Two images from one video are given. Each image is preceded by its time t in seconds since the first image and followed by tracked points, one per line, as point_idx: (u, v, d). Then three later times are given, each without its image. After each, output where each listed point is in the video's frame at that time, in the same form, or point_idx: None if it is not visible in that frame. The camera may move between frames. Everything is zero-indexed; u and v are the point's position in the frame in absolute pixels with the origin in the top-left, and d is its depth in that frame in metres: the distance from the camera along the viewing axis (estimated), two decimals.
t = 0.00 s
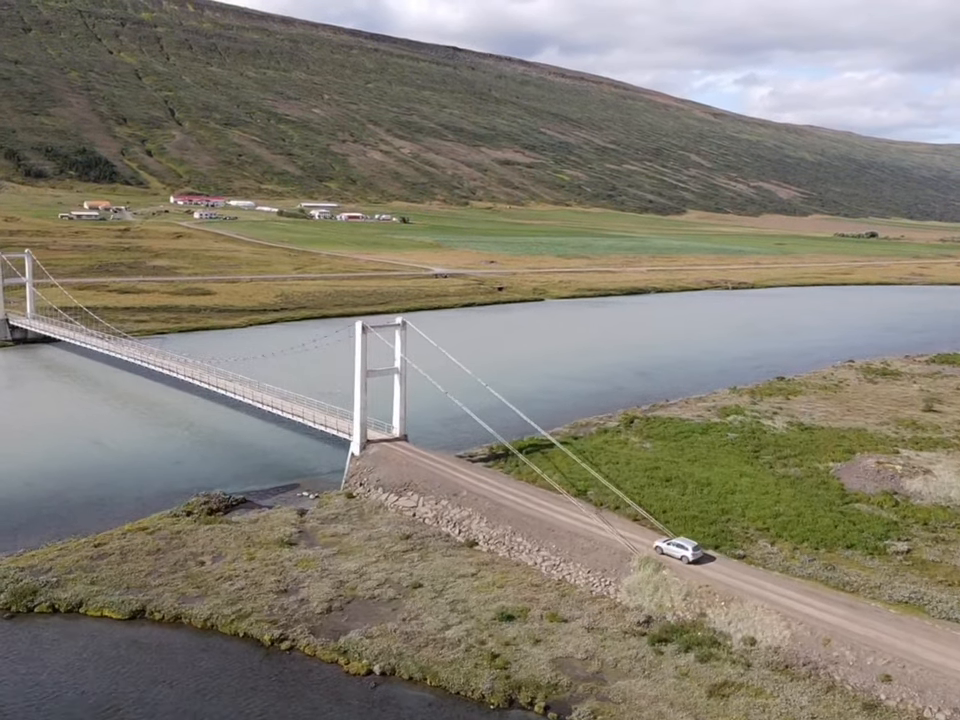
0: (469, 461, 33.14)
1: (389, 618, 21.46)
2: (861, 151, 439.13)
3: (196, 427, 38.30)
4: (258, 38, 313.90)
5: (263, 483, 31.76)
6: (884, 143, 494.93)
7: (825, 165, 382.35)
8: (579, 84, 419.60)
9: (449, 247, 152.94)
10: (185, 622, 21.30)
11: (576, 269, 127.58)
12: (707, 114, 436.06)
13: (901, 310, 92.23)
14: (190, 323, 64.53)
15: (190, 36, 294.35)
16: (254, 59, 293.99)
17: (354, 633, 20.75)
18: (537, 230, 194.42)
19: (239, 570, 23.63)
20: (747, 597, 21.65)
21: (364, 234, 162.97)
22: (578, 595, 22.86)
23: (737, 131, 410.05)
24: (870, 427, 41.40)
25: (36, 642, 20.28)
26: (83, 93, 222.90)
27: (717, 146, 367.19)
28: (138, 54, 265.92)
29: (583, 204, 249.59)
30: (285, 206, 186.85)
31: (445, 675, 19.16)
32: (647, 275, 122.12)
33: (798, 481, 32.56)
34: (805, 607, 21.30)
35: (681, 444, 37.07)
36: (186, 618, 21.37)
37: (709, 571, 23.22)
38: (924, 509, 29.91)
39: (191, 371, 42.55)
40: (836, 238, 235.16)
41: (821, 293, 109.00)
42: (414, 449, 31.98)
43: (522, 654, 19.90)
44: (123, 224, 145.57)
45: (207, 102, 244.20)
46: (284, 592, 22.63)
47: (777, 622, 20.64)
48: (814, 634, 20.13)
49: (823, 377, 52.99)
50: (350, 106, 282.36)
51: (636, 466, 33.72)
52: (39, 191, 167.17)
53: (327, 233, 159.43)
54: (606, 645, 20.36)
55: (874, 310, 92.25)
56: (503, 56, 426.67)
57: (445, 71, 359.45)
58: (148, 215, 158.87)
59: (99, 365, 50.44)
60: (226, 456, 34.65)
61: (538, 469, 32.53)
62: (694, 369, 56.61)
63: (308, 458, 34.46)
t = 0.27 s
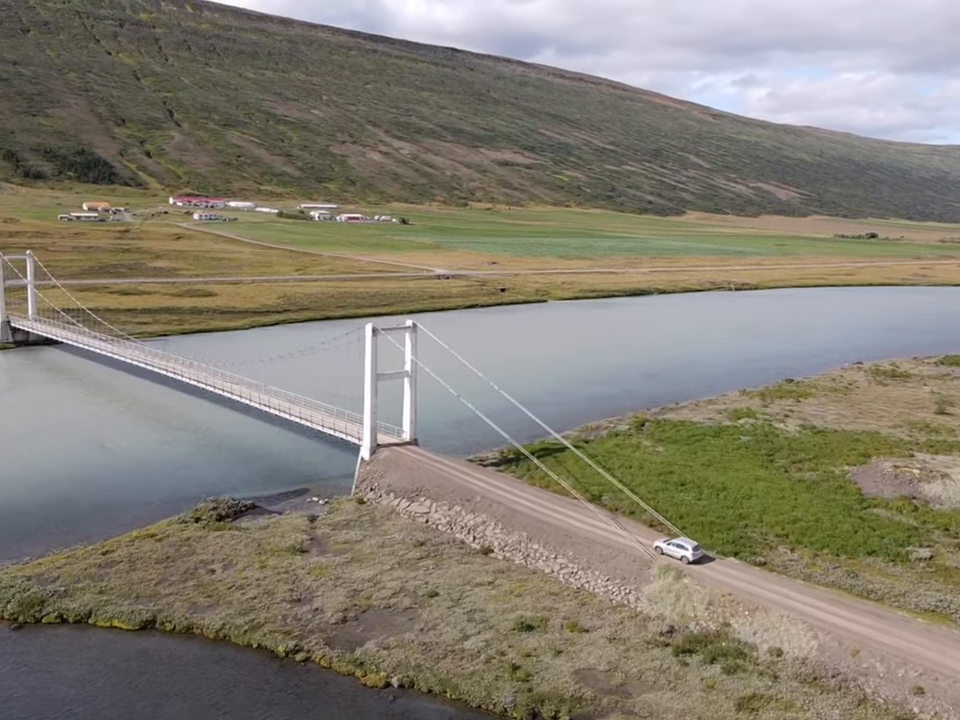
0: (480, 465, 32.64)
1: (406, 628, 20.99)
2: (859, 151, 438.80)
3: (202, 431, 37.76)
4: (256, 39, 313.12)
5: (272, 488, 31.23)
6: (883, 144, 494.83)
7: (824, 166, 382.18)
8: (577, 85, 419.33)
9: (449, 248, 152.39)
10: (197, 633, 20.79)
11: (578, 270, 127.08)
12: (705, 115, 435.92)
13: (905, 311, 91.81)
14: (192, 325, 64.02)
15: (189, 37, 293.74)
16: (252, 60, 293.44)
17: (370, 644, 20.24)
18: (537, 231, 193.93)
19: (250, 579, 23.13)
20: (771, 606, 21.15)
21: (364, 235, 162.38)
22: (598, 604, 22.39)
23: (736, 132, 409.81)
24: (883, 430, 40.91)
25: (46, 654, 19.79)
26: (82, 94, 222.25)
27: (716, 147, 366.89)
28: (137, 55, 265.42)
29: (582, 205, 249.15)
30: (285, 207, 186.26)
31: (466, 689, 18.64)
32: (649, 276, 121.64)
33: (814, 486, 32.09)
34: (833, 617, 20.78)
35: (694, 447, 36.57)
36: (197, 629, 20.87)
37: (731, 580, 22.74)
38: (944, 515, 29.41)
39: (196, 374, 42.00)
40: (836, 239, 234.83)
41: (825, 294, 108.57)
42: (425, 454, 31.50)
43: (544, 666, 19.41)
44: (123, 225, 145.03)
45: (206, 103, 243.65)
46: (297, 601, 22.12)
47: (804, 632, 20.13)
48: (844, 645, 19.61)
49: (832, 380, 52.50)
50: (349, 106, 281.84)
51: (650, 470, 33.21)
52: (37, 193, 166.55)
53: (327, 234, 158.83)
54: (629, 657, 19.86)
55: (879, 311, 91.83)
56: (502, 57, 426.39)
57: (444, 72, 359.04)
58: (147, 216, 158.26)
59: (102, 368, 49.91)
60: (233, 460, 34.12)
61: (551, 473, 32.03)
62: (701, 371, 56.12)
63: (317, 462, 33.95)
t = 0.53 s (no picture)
0: (491, 471, 32.15)
1: (423, 640, 20.47)
2: (857, 153, 438.75)
3: (208, 436, 37.27)
4: (255, 41, 312.63)
5: (281, 494, 30.73)
6: (881, 146, 494.64)
7: (823, 168, 381.92)
8: (576, 87, 419.04)
9: (450, 250, 151.80)
10: (210, 645, 20.27)
11: (580, 272, 126.51)
12: (704, 118, 435.79)
13: (910, 314, 91.35)
14: (194, 328, 63.51)
15: (188, 39, 293.25)
16: (251, 62, 292.93)
17: (388, 657, 19.73)
18: (538, 233, 193.36)
19: (263, 589, 22.62)
20: (797, 618, 20.64)
21: (364, 237, 161.77)
22: (619, 614, 21.89)
23: (735, 134, 409.54)
24: (897, 434, 40.37)
25: (55, 668, 19.25)
26: (81, 96, 221.66)
27: (715, 149, 366.63)
28: (136, 57, 264.89)
29: (582, 207, 248.67)
30: (284, 209, 185.64)
31: (487, 704, 18.13)
32: (652, 278, 121.15)
33: (831, 492, 31.55)
34: (862, 629, 20.26)
35: (706, 452, 36.07)
36: (209, 642, 20.34)
37: (753, 589, 22.23)
38: None
39: (201, 378, 41.53)
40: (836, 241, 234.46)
41: (829, 296, 108.07)
42: (437, 460, 30.99)
43: (566, 679, 18.88)
44: (122, 227, 144.41)
45: (205, 105, 243.11)
46: (311, 612, 21.62)
47: (832, 645, 19.60)
48: (874, 658, 19.08)
49: (842, 383, 51.99)
50: (348, 109, 281.34)
51: (663, 475, 32.67)
52: (36, 195, 165.95)
53: (327, 236, 158.19)
54: (654, 669, 19.35)
55: (884, 313, 91.32)
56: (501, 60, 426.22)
57: (443, 75, 358.69)
58: (146, 218, 157.68)
59: (106, 371, 49.44)
60: (241, 466, 33.61)
61: (564, 479, 31.51)
62: (708, 374, 55.67)
63: (325, 468, 33.43)
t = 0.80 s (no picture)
0: (502, 475, 31.69)
1: (442, 651, 19.97)
2: (855, 154, 438.45)
3: (214, 440, 36.72)
4: (254, 42, 312.14)
5: (290, 499, 30.20)
6: (879, 147, 494.62)
7: (822, 169, 381.71)
8: (575, 88, 418.72)
9: (450, 251, 151.25)
10: (223, 657, 19.75)
11: (582, 273, 125.98)
12: (703, 119, 435.61)
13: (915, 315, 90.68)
14: (197, 330, 62.93)
15: (186, 40, 292.57)
16: (250, 63, 292.37)
17: (406, 669, 19.20)
18: (537, 234, 192.81)
19: (275, 599, 22.09)
20: (825, 628, 20.10)
21: (364, 238, 161.19)
22: (641, 624, 21.38)
23: (733, 135, 409.31)
24: (911, 437, 39.90)
25: (64, 682, 18.70)
26: (79, 97, 221.03)
27: (714, 150, 366.39)
28: (134, 58, 264.27)
29: (581, 208, 248.27)
30: (284, 210, 184.94)
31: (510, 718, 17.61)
32: (654, 280, 120.67)
33: (847, 496, 31.12)
34: (892, 640, 19.75)
35: (721, 456, 35.55)
36: (222, 654, 19.82)
37: (778, 598, 21.75)
38: None
39: (206, 381, 40.95)
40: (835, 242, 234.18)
41: (832, 297, 107.67)
42: (448, 465, 30.53)
43: (591, 692, 18.38)
44: (122, 228, 143.74)
45: (203, 106, 242.48)
46: (326, 623, 21.11)
47: (863, 657, 19.06)
48: (905, 670, 18.57)
49: (852, 385, 51.54)
50: (347, 109, 280.75)
51: (678, 480, 32.18)
52: (35, 196, 165.34)
53: (327, 237, 157.58)
54: (680, 682, 18.82)
55: (889, 314, 90.66)
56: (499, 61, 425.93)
57: (441, 75, 358.23)
58: (145, 219, 157.11)
59: (108, 374, 48.85)
60: (248, 471, 33.06)
61: (578, 483, 31.00)
62: (717, 376, 55.19)
63: (335, 473, 32.89)
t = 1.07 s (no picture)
0: (514, 480, 31.21)
1: (461, 664, 19.48)
2: (853, 155, 438.57)
3: (220, 445, 36.18)
4: (252, 43, 311.55)
5: (300, 506, 29.68)
6: (877, 147, 494.31)
7: (820, 170, 381.42)
8: (573, 88, 418.33)
9: (450, 252, 150.69)
10: (236, 670, 19.22)
11: (583, 274, 125.48)
12: (701, 119, 435.41)
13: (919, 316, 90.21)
14: (200, 332, 62.41)
15: (184, 40, 291.90)
16: (248, 64, 291.71)
17: (426, 683, 18.67)
18: (536, 235, 192.23)
19: (289, 609, 21.57)
20: (855, 639, 19.58)
21: (363, 239, 160.56)
22: (664, 634, 20.89)
23: (732, 136, 409.06)
24: (925, 441, 39.43)
25: (74, 698, 18.16)
26: (77, 98, 220.37)
27: (712, 150, 366.05)
28: (132, 59, 263.65)
29: (580, 209, 247.78)
30: (283, 212, 184.31)
31: None
32: (657, 281, 120.17)
33: (865, 501, 30.65)
34: (922, 651, 19.27)
35: (734, 461, 35.08)
36: (236, 667, 19.29)
37: (804, 606, 21.25)
38: None
39: (211, 384, 40.43)
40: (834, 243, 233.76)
41: (835, 298, 107.19)
42: (460, 470, 30.02)
43: (617, 707, 17.86)
44: (121, 229, 143.10)
45: (201, 107, 241.79)
46: (342, 634, 20.59)
47: (895, 669, 18.55)
48: (938, 682, 18.07)
49: (862, 387, 51.11)
50: (345, 110, 280.14)
51: (692, 485, 31.69)
52: (33, 197, 164.63)
53: (327, 239, 156.99)
54: (707, 696, 18.32)
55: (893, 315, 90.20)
56: (497, 62, 425.56)
57: (439, 76, 357.71)
58: (144, 220, 156.44)
59: (111, 377, 48.33)
60: (256, 476, 32.51)
61: (592, 489, 30.52)
62: (724, 378, 54.77)
63: (344, 478, 32.39)
